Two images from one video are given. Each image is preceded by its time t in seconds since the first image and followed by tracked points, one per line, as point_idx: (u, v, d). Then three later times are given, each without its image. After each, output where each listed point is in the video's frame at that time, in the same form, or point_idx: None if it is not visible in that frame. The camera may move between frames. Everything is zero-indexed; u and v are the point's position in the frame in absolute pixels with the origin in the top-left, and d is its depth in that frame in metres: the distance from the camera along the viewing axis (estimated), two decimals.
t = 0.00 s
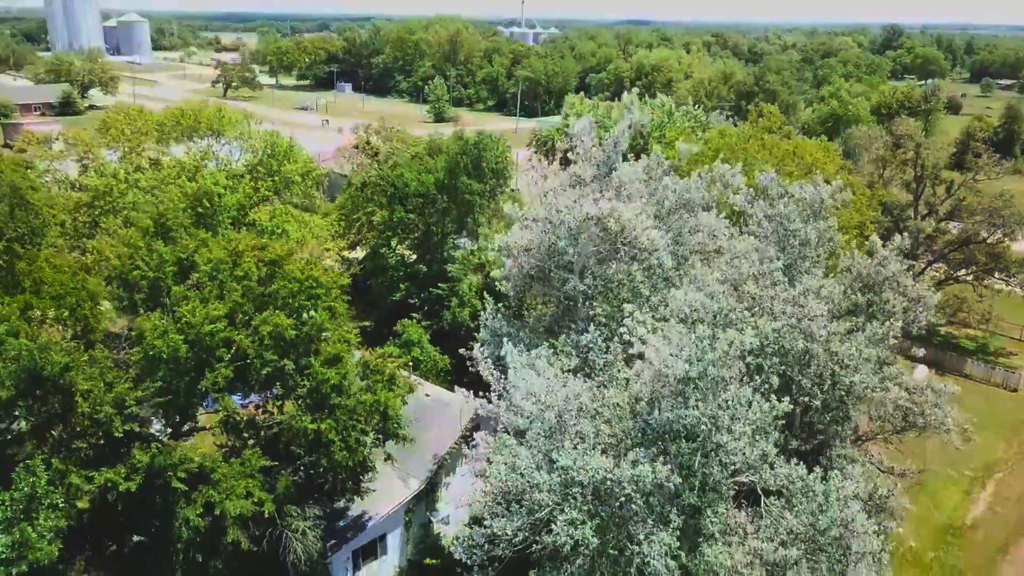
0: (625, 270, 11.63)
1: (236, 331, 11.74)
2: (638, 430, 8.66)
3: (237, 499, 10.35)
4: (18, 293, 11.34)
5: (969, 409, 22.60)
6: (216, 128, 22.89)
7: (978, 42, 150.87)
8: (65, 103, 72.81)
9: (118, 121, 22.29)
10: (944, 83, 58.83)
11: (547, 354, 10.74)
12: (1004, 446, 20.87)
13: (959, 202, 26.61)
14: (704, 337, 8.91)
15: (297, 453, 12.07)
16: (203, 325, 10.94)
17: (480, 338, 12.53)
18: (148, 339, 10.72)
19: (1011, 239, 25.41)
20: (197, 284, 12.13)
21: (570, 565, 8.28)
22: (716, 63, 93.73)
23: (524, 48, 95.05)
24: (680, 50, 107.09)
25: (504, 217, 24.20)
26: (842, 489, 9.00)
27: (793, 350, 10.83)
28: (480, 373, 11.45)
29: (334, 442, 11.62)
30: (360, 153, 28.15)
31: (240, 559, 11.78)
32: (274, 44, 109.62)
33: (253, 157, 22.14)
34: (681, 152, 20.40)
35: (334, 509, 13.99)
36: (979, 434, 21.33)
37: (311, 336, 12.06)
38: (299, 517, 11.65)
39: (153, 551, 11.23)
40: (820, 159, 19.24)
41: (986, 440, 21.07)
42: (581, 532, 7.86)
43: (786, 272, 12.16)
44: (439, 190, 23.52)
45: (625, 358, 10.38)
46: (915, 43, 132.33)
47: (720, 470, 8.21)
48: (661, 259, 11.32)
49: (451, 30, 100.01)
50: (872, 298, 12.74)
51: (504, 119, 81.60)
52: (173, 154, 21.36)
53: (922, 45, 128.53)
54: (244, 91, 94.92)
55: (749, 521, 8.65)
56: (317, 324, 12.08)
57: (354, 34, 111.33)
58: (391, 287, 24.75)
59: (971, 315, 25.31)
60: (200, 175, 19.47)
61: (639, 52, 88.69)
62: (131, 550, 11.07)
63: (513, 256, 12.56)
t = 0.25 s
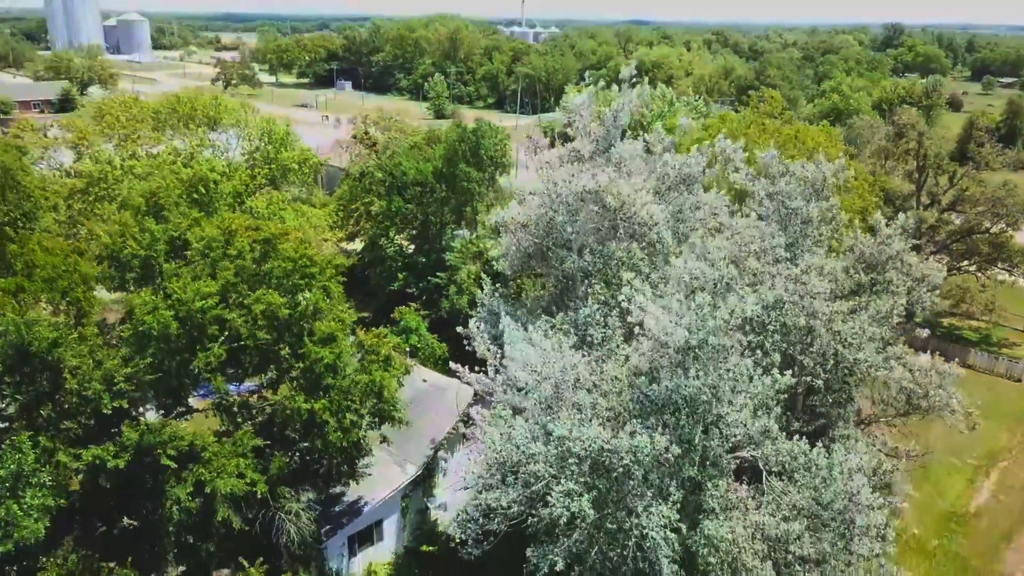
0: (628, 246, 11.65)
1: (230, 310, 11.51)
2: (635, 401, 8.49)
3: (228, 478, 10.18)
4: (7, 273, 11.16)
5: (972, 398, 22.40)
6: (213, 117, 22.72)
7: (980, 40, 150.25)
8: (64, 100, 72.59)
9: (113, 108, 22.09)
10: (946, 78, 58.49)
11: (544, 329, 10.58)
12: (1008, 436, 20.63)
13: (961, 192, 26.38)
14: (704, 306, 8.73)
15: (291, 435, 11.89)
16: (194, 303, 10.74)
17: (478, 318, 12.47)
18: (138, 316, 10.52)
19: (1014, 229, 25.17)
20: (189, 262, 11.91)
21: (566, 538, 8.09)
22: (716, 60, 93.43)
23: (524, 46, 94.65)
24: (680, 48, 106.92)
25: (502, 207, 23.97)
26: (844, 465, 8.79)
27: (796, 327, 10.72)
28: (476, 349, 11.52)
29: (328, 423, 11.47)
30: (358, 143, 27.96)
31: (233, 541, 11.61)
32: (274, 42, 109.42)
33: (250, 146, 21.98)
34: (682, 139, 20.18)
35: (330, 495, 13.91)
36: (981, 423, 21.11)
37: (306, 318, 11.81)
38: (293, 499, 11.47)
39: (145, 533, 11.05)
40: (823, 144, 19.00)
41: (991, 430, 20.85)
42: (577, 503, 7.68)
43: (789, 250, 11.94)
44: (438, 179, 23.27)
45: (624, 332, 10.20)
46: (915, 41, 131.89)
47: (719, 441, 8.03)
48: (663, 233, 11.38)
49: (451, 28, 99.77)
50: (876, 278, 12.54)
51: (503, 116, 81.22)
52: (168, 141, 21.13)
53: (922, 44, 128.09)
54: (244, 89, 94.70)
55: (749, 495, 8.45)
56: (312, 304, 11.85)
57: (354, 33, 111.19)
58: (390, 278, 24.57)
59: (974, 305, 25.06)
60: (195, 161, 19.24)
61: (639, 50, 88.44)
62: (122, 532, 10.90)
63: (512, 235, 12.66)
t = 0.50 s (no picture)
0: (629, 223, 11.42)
1: (221, 291, 11.29)
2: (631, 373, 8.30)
3: (217, 460, 10.02)
4: None
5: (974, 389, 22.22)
6: (207, 104, 22.39)
7: (980, 39, 149.97)
8: (63, 97, 72.45)
9: (108, 97, 21.91)
10: (947, 74, 58.25)
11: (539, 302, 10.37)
12: (1010, 426, 20.45)
13: (961, 183, 26.22)
14: (703, 276, 8.52)
15: (284, 418, 11.74)
16: (183, 282, 10.50)
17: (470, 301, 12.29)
18: (126, 295, 10.29)
19: (1015, 220, 25.01)
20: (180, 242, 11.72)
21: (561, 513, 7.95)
22: (716, 58, 93.22)
23: (524, 44, 94.31)
24: (680, 46, 106.71)
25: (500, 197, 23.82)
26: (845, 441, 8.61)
27: (795, 306, 10.59)
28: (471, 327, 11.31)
29: (320, 405, 11.30)
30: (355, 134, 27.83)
31: (224, 525, 11.45)
32: (274, 40, 109.31)
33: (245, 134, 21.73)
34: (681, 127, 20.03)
35: (324, 482, 13.88)
36: (982, 413, 20.93)
37: (299, 298, 11.61)
38: (285, 482, 11.35)
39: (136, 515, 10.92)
40: (822, 130, 18.88)
41: (992, 420, 20.68)
42: (573, 477, 7.53)
43: (788, 229, 11.78)
44: (435, 168, 23.17)
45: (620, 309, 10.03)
46: (916, 40, 131.66)
47: (717, 416, 7.89)
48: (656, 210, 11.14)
49: (450, 26, 99.61)
50: (877, 260, 12.36)
51: (503, 114, 80.89)
52: (163, 128, 20.95)
53: (923, 42, 127.82)
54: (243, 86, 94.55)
55: (747, 470, 8.30)
56: (304, 284, 11.65)
57: (353, 31, 111.04)
58: (386, 269, 24.42)
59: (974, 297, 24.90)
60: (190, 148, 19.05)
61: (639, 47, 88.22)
62: (111, 515, 10.74)
63: (508, 215, 12.57)
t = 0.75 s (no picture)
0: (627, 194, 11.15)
1: (211, 269, 11.10)
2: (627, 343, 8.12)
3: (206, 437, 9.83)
4: None
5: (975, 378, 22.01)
6: (200, 89, 22.06)
7: (980, 36, 149.58)
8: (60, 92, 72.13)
9: (101, 83, 21.73)
10: (947, 68, 57.99)
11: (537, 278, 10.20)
12: (1012, 414, 20.25)
13: (962, 172, 26.03)
14: (701, 245, 8.38)
15: (276, 399, 11.58)
16: (172, 257, 10.32)
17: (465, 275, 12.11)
18: (113, 269, 10.10)
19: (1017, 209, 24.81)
20: (168, 218, 11.52)
21: (555, 485, 7.75)
22: (715, 54, 92.96)
23: (523, 40, 93.96)
24: (679, 42, 106.46)
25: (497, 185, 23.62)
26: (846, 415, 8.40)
27: (795, 283, 10.40)
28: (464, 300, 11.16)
29: (312, 385, 11.13)
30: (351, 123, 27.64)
31: (215, 508, 11.26)
32: (272, 37, 109.04)
33: (239, 119, 21.40)
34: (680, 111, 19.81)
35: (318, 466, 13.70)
36: (983, 401, 20.73)
37: (289, 274, 11.43)
38: (276, 463, 11.22)
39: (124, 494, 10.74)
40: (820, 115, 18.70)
41: (994, 409, 20.48)
42: (565, 446, 7.36)
43: (788, 206, 11.58)
44: (431, 156, 22.97)
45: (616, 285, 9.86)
46: (915, 37, 131.34)
47: (715, 385, 7.71)
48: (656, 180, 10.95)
49: (449, 22, 99.34)
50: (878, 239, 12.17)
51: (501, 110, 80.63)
52: (157, 112, 20.75)
53: (922, 39, 127.49)
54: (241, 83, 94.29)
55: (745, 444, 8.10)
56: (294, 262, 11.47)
57: (352, 28, 110.78)
58: (383, 258, 24.23)
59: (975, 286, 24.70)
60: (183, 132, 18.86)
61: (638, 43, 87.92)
62: (97, 495, 10.50)
63: (501, 190, 12.35)
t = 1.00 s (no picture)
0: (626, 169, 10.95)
1: (202, 248, 10.91)
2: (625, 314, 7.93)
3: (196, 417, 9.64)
4: None
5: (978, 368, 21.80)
6: (196, 76, 21.88)
7: (981, 34, 149.27)
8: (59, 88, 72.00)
9: (96, 71, 21.57)
10: (948, 63, 57.72)
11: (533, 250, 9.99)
12: (1015, 404, 20.03)
13: (965, 162, 25.83)
14: (701, 215, 8.16)
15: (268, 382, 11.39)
16: (162, 233, 10.13)
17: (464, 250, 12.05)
18: (102, 245, 9.91)
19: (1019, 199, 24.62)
20: (158, 197, 11.32)
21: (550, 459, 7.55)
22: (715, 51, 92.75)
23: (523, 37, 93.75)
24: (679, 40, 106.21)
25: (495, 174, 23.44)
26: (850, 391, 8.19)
27: (797, 261, 10.20)
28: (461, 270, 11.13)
29: (306, 366, 10.96)
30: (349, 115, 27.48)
31: (206, 492, 11.06)
32: (272, 35, 108.85)
33: (235, 106, 21.19)
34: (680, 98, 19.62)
35: (313, 452, 13.56)
36: (986, 391, 20.53)
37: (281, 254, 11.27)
38: (268, 445, 11.08)
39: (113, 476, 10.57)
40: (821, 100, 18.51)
41: (997, 399, 20.27)
42: (561, 418, 7.16)
43: (790, 184, 11.38)
44: (429, 145, 22.80)
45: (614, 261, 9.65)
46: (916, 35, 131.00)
47: (715, 358, 7.49)
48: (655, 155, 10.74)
49: (449, 20, 99.13)
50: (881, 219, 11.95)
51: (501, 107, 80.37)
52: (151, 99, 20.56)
53: (923, 37, 127.20)
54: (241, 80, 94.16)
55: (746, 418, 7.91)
56: (286, 241, 11.31)
57: (352, 25, 110.59)
58: (380, 249, 24.06)
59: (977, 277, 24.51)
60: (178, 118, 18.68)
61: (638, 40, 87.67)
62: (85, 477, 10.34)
63: (499, 165, 12.30)
